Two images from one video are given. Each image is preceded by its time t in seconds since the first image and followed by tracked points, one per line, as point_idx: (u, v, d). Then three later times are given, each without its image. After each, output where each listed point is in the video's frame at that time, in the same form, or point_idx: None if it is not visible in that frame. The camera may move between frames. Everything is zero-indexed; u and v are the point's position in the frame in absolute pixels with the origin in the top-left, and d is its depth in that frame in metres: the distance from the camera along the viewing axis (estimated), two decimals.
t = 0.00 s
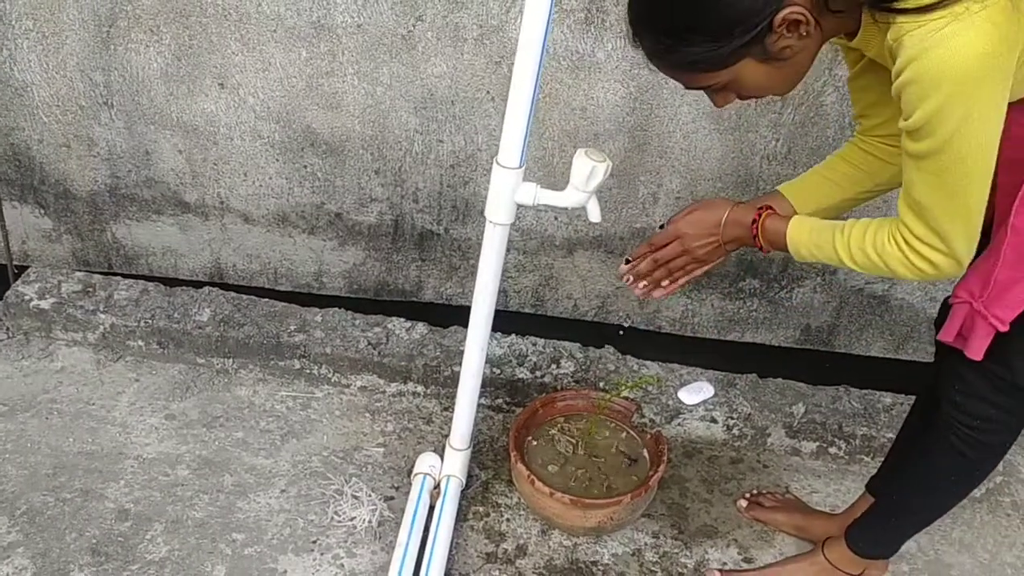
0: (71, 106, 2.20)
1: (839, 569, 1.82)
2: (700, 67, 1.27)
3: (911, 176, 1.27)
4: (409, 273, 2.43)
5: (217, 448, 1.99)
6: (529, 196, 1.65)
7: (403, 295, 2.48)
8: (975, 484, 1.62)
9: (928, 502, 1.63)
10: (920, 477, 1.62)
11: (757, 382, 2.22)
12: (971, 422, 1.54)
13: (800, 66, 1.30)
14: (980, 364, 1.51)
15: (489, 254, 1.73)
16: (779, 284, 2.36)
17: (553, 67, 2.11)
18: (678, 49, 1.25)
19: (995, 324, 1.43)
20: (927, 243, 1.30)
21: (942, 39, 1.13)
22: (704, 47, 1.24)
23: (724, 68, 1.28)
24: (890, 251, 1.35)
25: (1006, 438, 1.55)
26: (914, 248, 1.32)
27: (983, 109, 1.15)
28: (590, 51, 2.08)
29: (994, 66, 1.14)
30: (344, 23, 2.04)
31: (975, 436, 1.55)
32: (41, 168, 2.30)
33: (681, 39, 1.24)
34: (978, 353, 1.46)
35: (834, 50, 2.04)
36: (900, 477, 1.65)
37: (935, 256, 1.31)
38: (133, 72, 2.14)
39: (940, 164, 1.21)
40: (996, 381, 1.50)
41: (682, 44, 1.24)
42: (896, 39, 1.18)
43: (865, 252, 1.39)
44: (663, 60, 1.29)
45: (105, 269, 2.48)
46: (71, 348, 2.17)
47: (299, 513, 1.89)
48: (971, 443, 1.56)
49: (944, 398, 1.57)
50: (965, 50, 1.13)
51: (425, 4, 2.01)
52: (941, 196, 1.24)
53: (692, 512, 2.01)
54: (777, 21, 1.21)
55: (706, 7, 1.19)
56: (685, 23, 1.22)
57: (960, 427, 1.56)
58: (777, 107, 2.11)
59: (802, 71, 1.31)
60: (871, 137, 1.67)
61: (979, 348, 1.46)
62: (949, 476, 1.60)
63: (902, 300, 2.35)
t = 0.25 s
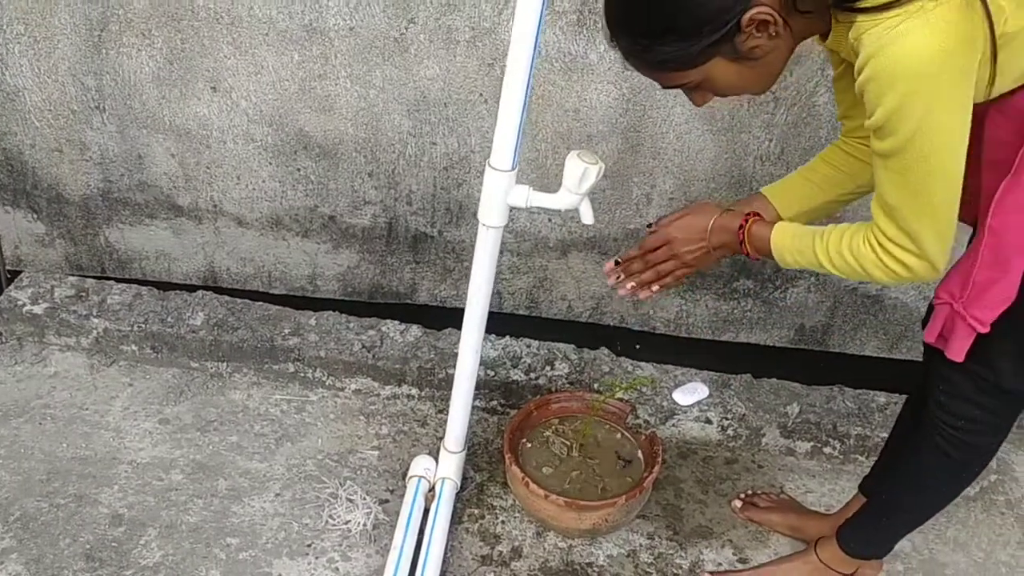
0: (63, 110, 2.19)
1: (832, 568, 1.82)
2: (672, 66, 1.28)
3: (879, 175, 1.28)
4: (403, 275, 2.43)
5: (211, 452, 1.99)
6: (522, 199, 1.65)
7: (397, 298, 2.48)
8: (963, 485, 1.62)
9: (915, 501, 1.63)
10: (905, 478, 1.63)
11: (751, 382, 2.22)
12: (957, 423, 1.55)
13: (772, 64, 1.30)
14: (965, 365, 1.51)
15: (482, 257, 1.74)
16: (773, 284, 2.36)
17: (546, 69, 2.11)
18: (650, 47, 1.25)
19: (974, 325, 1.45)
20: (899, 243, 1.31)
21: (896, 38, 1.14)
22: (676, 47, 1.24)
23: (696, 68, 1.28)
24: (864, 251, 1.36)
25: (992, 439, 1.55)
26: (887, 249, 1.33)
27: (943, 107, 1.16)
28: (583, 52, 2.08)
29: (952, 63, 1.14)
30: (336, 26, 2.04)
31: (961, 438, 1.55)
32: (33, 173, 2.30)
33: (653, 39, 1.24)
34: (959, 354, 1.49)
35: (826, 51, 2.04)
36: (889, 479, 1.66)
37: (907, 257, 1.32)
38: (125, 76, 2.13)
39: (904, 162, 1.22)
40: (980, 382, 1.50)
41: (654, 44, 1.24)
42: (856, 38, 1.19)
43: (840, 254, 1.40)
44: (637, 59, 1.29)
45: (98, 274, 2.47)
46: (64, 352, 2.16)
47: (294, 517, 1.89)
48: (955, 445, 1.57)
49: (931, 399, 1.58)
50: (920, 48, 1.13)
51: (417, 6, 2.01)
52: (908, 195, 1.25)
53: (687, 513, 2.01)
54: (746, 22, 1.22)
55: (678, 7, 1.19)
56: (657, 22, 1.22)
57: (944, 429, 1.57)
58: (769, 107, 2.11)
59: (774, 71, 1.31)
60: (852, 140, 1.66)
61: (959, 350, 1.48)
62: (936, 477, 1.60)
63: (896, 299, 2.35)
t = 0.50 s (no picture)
0: (50, 119, 2.19)
1: (818, 569, 1.84)
2: (643, 70, 1.29)
3: (847, 178, 1.28)
4: (392, 281, 2.43)
5: (200, 460, 1.99)
6: (508, 207, 1.66)
7: (387, 304, 2.48)
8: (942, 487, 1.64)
9: (895, 503, 1.65)
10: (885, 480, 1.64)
11: (740, 386, 2.23)
12: (935, 424, 1.56)
13: (742, 68, 1.31)
14: (945, 366, 1.52)
15: (469, 266, 1.74)
16: (761, 287, 2.37)
17: (533, 74, 2.11)
18: (621, 53, 1.26)
19: (946, 327, 1.47)
20: (870, 245, 1.32)
21: (854, 42, 1.15)
22: (645, 51, 1.25)
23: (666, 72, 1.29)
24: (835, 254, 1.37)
25: (969, 442, 1.57)
26: (859, 251, 1.34)
27: (903, 110, 1.17)
28: (570, 58, 2.09)
29: (911, 67, 1.15)
30: (323, 34, 2.04)
31: (939, 439, 1.57)
32: (21, 181, 2.29)
33: (623, 43, 1.25)
34: (933, 354, 1.51)
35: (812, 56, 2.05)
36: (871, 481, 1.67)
37: (878, 259, 1.32)
38: (112, 84, 2.13)
39: (868, 165, 1.23)
40: (957, 383, 1.52)
41: (624, 49, 1.25)
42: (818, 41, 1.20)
43: (813, 257, 1.41)
44: (608, 63, 1.30)
45: (87, 282, 2.47)
46: (52, 361, 2.16)
47: (284, 525, 1.89)
48: (933, 446, 1.58)
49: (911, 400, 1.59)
50: (878, 52, 1.14)
51: (404, 13, 2.01)
52: (875, 197, 1.25)
53: (676, 517, 2.02)
54: (713, 27, 1.22)
55: (647, 10, 1.20)
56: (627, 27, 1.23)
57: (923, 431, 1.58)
58: (755, 112, 2.12)
59: (746, 76, 1.32)
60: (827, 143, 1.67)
61: (932, 350, 1.51)
62: (914, 479, 1.62)
63: (883, 302, 2.36)
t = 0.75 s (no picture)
0: (45, 126, 2.19)
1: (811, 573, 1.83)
2: (636, 85, 1.29)
3: (830, 185, 1.29)
4: (388, 288, 2.43)
5: (195, 468, 1.98)
6: (504, 214, 1.66)
7: (382, 310, 2.48)
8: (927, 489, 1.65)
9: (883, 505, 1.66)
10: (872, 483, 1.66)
11: (735, 392, 2.24)
12: (918, 427, 1.58)
13: (736, 76, 1.31)
14: (933, 368, 1.54)
15: (465, 273, 1.75)
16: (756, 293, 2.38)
17: (528, 81, 2.12)
18: (613, 68, 1.27)
19: (932, 328, 1.48)
20: (851, 254, 1.32)
21: (837, 50, 1.15)
22: (637, 65, 1.25)
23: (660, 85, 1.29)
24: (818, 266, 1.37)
25: (949, 442, 1.59)
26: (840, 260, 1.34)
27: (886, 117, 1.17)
28: (564, 65, 2.09)
29: (895, 74, 1.15)
30: (318, 41, 2.05)
31: (921, 441, 1.58)
32: (15, 188, 2.29)
33: (615, 58, 1.25)
34: (921, 355, 1.52)
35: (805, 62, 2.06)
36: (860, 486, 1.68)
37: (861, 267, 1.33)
38: (107, 91, 2.13)
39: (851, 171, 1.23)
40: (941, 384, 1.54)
41: (616, 64, 1.26)
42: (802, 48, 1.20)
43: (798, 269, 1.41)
44: (601, 78, 1.31)
45: (81, 289, 2.47)
46: (47, 369, 2.15)
47: (279, 532, 1.89)
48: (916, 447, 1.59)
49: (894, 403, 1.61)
50: (862, 59, 1.14)
51: (399, 21, 2.02)
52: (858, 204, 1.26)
53: (672, 523, 2.02)
54: (704, 39, 1.22)
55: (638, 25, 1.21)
56: (618, 42, 1.23)
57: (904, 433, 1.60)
58: (749, 118, 2.13)
59: (739, 83, 1.32)
60: (794, 153, 1.70)
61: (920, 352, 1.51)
62: (900, 481, 1.63)
63: (878, 308, 2.36)
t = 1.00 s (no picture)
0: (41, 136, 2.19)
1: None
2: (635, 198, 1.42)
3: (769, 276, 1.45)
4: (384, 298, 2.43)
5: (190, 479, 1.98)
6: (500, 225, 1.67)
7: (379, 320, 2.47)
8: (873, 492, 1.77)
9: (839, 508, 1.75)
10: (823, 486, 1.75)
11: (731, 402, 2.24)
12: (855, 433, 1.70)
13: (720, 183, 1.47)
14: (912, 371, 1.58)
15: (461, 284, 1.75)
16: (753, 303, 2.38)
17: (524, 92, 2.13)
18: (616, 184, 1.40)
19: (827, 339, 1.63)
20: (777, 355, 1.49)
21: (803, 148, 1.32)
22: (638, 182, 1.39)
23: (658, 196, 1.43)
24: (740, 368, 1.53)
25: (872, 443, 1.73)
26: (765, 363, 1.51)
27: (824, 220, 1.35)
28: (560, 77, 2.10)
29: (841, 176, 1.32)
30: (315, 52, 2.05)
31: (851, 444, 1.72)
32: (11, 199, 2.29)
33: (618, 178, 1.39)
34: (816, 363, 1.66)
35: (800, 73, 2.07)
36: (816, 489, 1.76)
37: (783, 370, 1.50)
38: (104, 102, 2.13)
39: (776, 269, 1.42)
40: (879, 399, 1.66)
41: (618, 183, 1.39)
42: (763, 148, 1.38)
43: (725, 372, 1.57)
44: (599, 194, 1.44)
45: (77, 299, 2.46)
46: (42, 380, 2.15)
47: (274, 544, 1.88)
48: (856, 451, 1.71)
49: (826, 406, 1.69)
50: (812, 161, 1.31)
51: (396, 32, 2.02)
52: (785, 301, 1.43)
53: (668, 534, 2.01)
54: (700, 155, 1.36)
55: (640, 148, 1.34)
56: (620, 159, 1.36)
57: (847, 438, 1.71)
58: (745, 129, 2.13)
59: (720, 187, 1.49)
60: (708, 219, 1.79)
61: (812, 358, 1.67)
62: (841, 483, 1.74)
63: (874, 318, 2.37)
